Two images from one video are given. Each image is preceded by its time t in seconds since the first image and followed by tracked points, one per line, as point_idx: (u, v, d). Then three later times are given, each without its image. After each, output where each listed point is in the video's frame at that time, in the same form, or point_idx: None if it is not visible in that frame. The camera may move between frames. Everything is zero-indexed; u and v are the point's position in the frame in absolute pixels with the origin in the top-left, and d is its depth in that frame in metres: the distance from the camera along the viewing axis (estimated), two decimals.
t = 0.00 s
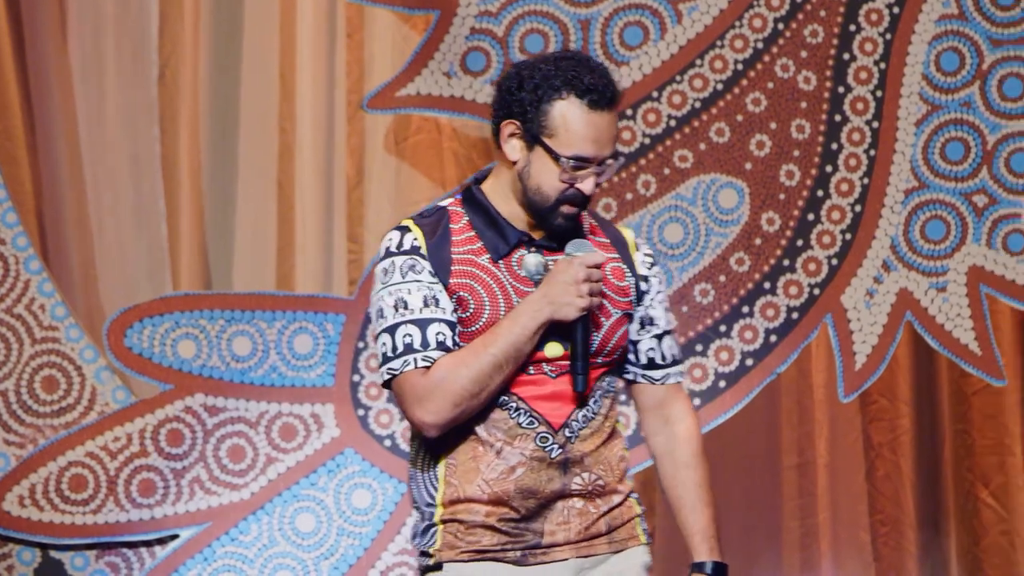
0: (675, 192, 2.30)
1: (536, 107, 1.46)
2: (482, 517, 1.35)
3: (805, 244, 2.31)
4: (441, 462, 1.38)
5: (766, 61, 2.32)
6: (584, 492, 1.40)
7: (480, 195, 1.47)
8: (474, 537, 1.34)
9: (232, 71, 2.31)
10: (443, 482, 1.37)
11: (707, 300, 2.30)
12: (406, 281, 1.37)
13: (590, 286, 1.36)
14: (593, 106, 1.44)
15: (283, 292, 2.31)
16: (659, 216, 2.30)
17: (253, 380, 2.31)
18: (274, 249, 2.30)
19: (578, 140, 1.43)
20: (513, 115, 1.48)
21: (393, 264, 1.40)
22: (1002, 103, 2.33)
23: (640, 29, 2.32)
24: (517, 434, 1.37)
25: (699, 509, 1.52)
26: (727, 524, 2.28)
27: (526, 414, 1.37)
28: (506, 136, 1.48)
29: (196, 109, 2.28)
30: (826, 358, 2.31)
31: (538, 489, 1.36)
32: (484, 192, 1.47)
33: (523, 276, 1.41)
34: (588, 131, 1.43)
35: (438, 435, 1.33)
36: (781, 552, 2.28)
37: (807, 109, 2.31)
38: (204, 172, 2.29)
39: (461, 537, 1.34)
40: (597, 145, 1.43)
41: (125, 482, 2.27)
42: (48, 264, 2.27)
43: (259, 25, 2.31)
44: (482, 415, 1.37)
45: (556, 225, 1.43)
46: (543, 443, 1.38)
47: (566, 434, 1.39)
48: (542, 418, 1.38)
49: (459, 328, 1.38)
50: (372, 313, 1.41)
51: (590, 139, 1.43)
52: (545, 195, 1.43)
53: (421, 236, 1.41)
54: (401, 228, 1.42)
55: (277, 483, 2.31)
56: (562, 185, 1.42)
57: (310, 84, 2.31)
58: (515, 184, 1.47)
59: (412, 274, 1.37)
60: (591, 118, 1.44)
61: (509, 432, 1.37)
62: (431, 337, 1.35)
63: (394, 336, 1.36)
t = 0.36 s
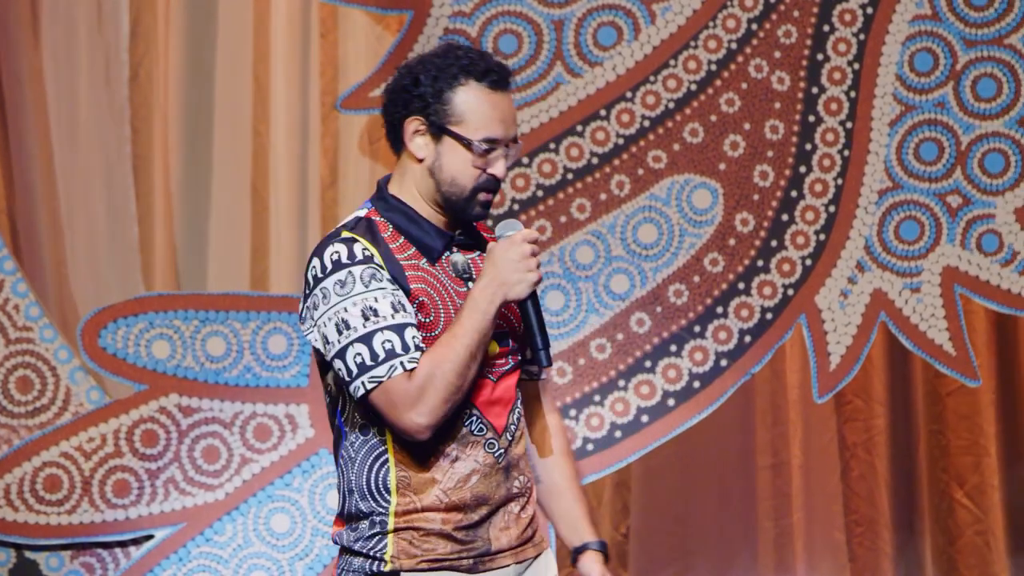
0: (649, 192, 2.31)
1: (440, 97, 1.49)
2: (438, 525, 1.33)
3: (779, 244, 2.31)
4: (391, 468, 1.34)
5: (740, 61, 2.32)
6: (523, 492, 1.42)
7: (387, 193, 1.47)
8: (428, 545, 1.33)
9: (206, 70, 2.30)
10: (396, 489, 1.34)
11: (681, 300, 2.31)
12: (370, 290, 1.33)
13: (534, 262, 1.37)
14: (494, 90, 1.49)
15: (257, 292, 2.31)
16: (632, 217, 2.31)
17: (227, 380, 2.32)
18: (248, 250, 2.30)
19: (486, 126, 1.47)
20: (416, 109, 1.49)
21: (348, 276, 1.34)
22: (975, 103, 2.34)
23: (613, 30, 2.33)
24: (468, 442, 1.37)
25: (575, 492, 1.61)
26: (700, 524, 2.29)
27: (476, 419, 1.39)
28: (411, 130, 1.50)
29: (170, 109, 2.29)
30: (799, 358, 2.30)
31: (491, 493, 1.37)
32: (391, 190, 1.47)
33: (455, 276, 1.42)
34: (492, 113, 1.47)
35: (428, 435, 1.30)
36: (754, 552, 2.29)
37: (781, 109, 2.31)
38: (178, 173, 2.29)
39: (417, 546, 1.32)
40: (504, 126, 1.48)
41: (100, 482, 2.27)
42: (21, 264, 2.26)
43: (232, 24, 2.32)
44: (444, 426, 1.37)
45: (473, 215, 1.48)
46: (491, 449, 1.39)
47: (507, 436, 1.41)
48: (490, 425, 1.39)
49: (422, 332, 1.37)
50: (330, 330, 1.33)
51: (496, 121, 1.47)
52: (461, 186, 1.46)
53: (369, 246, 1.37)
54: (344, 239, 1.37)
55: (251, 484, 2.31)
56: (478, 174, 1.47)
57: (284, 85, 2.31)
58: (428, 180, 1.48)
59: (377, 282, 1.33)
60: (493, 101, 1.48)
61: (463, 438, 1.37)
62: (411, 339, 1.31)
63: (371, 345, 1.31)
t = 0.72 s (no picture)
0: (655, 192, 2.31)
1: (409, 79, 1.43)
2: (478, 529, 1.26)
3: (785, 244, 2.31)
4: (426, 466, 1.26)
5: (746, 62, 2.32)
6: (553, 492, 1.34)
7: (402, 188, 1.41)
8: (468, 551, 1.25)
9: (212, 71, 2.31)
10: (432, 488, 1.26)
11: (687, 301, 2.30)
12: (388, 281, 1.26)
13: (516, 218, 1.28)
14: (449, 62, 1.41)
15: (263, 292, 2.31)
16: (639, 217, 2.31)
17: (233, 380, 2.31)
18: (254, 250, 2.31)
19: (446, 96, 1.38)
20: (398, 99, 1.47)
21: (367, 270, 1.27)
22: (982, 104, 2.33)
23: (620, 30, 2.33)
24: (502, 439, 1.29)
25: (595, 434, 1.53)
26: (706, 524, 2.29)
27: (506, 416, 1.29)
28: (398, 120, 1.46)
29: (176, 109, 2.29)
30: (806, 359, 2.31)
31: (526, 493, 1.29)
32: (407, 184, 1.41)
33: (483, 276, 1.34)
34: (446, 84, 1.39)
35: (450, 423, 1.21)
36: (761, 552, 2.28)
37: (787, 110, 2.32)
38: (184, 173, 2.29)
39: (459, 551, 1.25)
40: (459, 95, 1.38)
41: (106, 482, 2.27)
42: (28, 264, 2.26)
43: (238, 24, 2.32)
44: (465, 416, 1.28)
45: (448, 190, 1.37)
46: (523, 446, 1.30)
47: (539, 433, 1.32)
48: (523, 421, 1.30)
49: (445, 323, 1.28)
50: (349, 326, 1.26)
51: (450, 91, 1.39)
52: (427, 162, 1.38)
53: (389, 239, 1.30)
54: (364, 234, 1.30)
55: (256, 484, 2.31)
56: (444, 146, 1.37)
57: (290, 85, 2.32)
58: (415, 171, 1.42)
59: (396, 273, 1.26)
60: (456, 69, 1.40)
61: (495, 437, 1.29)
62: (427, 328, 1.23)
63: (387, 334, 1.23)
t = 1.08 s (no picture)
0: (641, 192, 2.29)
1: (508, 87, 1.48)
2: (572, 530, 1.27)
3: (771, 243, 2.31)
4: (519, 466, 1.30)
5: (732, 61, 2.32)
6: (662, 498, 1.34)
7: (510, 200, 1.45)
8: (564, 552, 1.27)
9: (198, 71, 2.31)
10: (525, 490, 1.29)
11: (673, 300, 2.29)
12: (473, 281, 1.33)
13: (606, 218, 1.29)
14: (547, 65, 1.45)
15: (248, 292, 2.30)
16: (625, 216, 2.28)
17: (218, 379, 2.31)
18: (239, 249, 2.30)
19: (547, 98, 1.42)
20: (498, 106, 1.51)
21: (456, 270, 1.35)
22: (968, 103, 2.32)
23: (605, 29, 2.32)
24: (599, 441, 1.30)
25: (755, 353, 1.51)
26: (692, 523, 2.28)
27: (606, 418, 1.30)
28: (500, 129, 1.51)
29: (162, 109, 2.29)
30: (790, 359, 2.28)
31: (626, 495, 1.30)
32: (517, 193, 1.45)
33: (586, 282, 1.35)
34: (546, 87, 1.43)
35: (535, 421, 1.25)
36: (745, 552, 2.28)
37: (772, 109, 2.31)
38: (169, 173, 2.29)
39: (554, 554, 1.27)
40: (560, 96, 1.42)
41: (91, 482, 2.27)
42: (11, 264, 2.25)
43: (224, 24, 2.32)
44: (548, 415, 1.30)
45: (557, 190, 1.41)
46: (624, 447, 1.31)
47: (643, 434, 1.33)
48: (623, 424, 1.31)
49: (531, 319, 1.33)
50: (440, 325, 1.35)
51: (551, 93, 1.43)
52: (535, 164, 1.42)
53: (480, 240, 1.37)
54: (456, 237, 1.38)
55: (242, 484, 2.30)
56: (550, 147, 1.41)
57: (275, 84, 2.31)
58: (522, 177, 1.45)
59: (480, 274, 1.33)
60: (553, 71, 1.44)
61: (592, 438, 1.30)
62: (507, 326, 1.30)
63: (469, 334, 1.31)
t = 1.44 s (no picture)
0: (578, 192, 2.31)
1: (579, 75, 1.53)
2: (654, 500, 1.29)
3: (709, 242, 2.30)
4: (598, 445, 1.31)
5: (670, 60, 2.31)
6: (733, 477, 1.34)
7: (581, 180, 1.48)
8: (650, 524, 1.28)
9: (136, 70, 2.31)
10: (606, 467, 1.30)
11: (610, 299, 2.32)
12: (543, 262, 1.37)
13: (687, 205, 1.30)
14: (620, 49, 1.48)
15: (185, 290, 2.30)
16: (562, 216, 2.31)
17: (156, 378, 2.31)
18: (177, 248, 2.29)
19: (621, 80, 1.46)
20: (569, 91, 1.54)
21: (525, 251, 1.39)
22: (906, 101, 2.32)
23: (543, 28, 2.33)
24: (671, 419, 1.31)
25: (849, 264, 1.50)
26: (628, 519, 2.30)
27: (676, 397, 1.32)
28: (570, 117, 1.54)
29: (99, 108, 2.30)
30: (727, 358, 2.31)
31: (701, 471, 1.30)
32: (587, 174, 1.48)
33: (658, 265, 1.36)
34: (620, 69, 1.47)
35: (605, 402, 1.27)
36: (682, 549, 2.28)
37: (710, 108, 2.30)
38: (107, 172, 2.29)
39: (642, 525, 1.28)
40: (636, 78, 1.46)
41: (28, 481, 2.26)
42: None
43: (162, 24, 2.32)
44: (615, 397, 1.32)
45: (632, 166, 1.43)
46: (695, 425, 1.32)
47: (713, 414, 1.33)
48: (694, 402, 1.32)
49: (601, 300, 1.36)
50: (512, 304, 1.38)
51: (626, 75, 1.46)
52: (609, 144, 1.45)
53: (549, 222, 1.41)
54: (527, 219, 1.42)
55: (179, 482, 2.29)
56: (625, 126, 1.44)
57: (212, 82, 2.31)
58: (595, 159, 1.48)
59: (550, 255, 1.36)
60: (626, 54, 1.48)
61: (663, 417, 1.31)
62: (578, 308, 1.32)
63: (539, 315, 1.33)
